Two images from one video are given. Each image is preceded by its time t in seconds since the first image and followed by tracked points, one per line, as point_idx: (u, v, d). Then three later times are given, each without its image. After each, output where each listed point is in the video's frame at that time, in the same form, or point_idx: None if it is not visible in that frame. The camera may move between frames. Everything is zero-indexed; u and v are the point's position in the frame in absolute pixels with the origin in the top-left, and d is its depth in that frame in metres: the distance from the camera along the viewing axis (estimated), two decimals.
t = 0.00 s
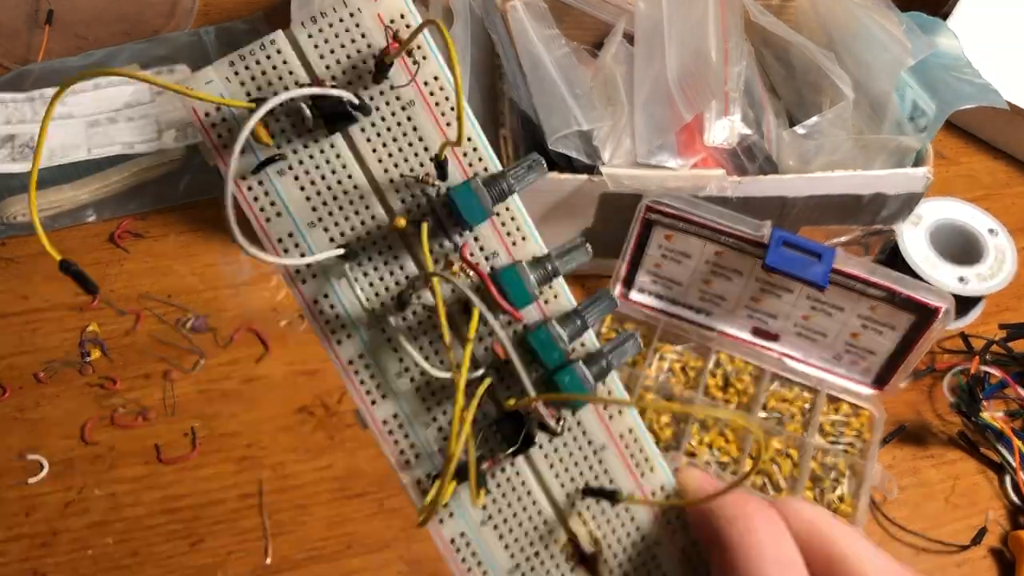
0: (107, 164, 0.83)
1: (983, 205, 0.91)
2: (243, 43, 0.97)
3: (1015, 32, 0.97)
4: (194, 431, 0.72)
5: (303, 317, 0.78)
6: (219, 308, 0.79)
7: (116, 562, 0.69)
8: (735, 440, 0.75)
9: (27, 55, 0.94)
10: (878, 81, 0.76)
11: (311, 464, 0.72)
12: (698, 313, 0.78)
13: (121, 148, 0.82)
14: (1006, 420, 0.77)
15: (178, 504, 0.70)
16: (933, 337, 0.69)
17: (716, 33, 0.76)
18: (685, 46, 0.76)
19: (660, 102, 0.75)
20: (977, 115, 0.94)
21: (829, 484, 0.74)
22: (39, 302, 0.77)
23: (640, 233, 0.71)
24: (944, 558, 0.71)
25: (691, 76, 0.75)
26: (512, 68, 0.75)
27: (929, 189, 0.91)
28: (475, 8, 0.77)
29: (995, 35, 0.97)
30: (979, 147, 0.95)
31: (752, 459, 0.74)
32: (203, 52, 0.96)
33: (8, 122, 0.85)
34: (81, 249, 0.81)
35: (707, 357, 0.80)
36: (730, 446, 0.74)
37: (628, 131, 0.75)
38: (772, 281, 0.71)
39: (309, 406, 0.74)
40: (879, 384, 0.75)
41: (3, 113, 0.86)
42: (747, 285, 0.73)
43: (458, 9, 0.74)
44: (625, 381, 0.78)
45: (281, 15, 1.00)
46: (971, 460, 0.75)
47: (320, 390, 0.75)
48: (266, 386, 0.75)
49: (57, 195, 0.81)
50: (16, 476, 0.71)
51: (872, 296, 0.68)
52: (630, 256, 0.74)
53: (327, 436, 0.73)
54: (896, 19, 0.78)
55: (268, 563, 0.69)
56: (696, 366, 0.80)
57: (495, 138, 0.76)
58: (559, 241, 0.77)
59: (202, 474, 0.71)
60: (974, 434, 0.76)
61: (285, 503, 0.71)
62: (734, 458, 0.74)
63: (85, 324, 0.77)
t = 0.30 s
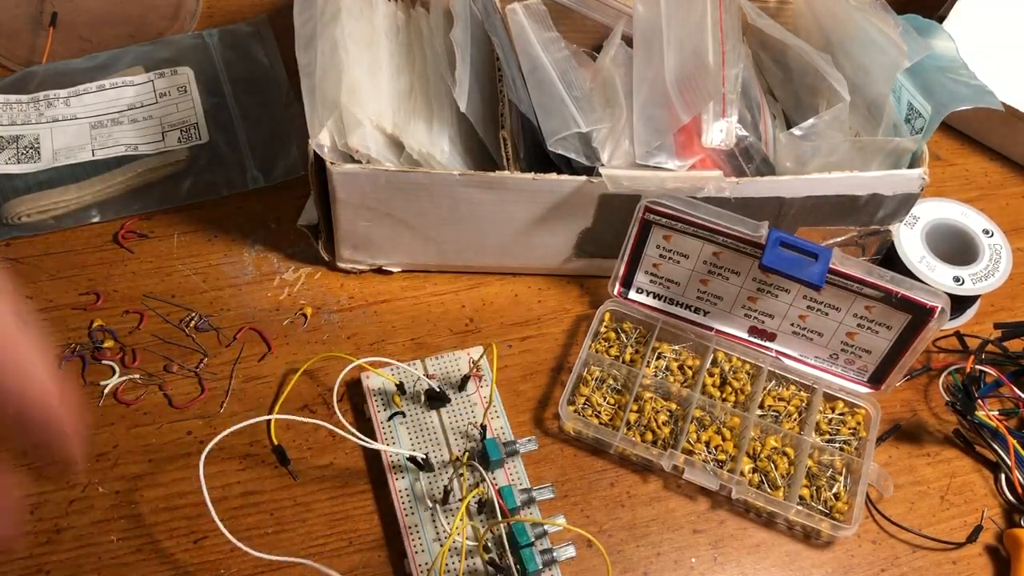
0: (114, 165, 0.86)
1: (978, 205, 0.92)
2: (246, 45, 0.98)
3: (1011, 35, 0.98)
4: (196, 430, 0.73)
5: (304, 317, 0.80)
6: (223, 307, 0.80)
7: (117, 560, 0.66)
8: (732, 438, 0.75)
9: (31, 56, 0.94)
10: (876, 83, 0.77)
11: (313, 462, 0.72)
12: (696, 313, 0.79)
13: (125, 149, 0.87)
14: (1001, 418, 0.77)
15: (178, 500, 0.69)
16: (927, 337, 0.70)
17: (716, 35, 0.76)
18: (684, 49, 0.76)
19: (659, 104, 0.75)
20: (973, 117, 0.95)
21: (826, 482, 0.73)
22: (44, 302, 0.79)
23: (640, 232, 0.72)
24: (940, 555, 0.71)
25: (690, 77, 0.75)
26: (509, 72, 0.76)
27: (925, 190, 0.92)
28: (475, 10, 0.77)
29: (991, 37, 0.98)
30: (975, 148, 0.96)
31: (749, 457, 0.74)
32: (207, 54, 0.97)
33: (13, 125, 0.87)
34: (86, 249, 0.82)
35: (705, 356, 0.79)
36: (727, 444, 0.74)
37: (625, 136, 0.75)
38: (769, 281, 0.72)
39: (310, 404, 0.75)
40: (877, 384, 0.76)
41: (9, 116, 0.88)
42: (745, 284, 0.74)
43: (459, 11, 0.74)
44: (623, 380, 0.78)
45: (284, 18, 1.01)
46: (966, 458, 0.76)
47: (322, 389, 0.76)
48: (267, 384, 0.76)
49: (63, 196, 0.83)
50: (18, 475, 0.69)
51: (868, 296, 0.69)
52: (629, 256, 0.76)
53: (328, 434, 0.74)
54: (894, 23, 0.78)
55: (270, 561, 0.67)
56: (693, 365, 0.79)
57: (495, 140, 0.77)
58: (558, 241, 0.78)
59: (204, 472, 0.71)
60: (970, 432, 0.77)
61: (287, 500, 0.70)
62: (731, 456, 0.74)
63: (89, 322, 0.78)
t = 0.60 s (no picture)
0: (114, 165, 0.86)
1: (978, 205, 0.92)
2: (246, 45, 0.98)
3: (1011, 34, 0.98)
4: (196, 430, 0.73)
5: (304, 317, 0.80)
6: (223, 307, 0.80)
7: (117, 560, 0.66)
8: (732, 438, 0.75)
9: (31, 56, 0.94)
10: (876, 83, 0.77)
11: (313, 462, 0.72)
12: (696, 313, 0.79)
13: (125, 149, 0.87)
14: (1001, 418, 0.77)
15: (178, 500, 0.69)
16: (927, 337, 0.70)
17: (715, 36, 0.76)
18: (684, 49, 0.76)
19: (659, 104, 0.75)
20: (973, 117, 0.95)
21: (826, 482, 0.73)
22: (44, 302, 0.79)
23: (640, 233, 0.72)
24: (940, 555, 0.71)
25: (690, 77, 0.75)
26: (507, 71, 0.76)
27: (925, 190, 0.92)
28: (475, 11, 0.77)
29: (991, 38, 0.98)
30: (975, 148, 0.96)
31: (749, 457, 0.74)
32: (206, 53, 0.97)
33: (13, 124, 0.87)
34: (85, 249, 0.82)
35: (705, 356, 0.79)
36: (727, 444, 0.74)
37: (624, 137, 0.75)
38: (769, 281, 0.72)
39: (310, 404, 0.75)
40: (877, 384, 0.76)
41: (9, 115, 0.88)
42: (745, 284, 0.74)
43: (459, 11, 0.74)
44: (623, 380, 0.78)
45: (284, 18, 1.01)
46: (966, 458, 0.76)
47: (322, 389, 0.76)
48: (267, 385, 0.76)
49: (63, 195, 0.84)
50: (18, 475, 0.69)
51: (868, 296, 0.69)
52: (629, 257, 0.76)
53: (328, 434, 0.74)
54: (893, 23, 0.78)
55: (270, 561, 0.67)
56: (693, 365, 0.79)
57: (495, 140, 0.77)
58: (558, 241, 0.78)
59: (204, 472, 0.71)
60: (970, 432, 0.77)
61: (287, 500, 0.70)
62: (731, 456, 0.74)
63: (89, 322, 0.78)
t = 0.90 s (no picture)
0: (114, 165, 0.86)
1: (978, 205, 0.92)
2: (244, 45, 0.98)
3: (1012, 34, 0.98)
4: (196, 430, 0.73)
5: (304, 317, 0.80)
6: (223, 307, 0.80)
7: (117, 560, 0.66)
8: (732, 438, 0.75)
9: (31, 56, 0.94)
10: (876, 83, 0.77)
11: (313, 462, 0.72)
12: (696, 313, 0.79)
13: (125, 148, 0.87)
14: (1001, 418, 0.77)
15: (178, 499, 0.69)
16: (927, 337, 0.70)
17: (715, 35, 0.76)
18: (684, 49, 0.76)
19: (659, 104, 0.75)
20: (973, 117, 0.95)
21: (826, 482, 0.73)
22: (44, 301, 0.78)
23: (640, 233, 0.73)
24: (940, 555, 0.71)
25: (690, 77, 0.75)
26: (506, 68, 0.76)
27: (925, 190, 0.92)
28: (475, 10, 0.77)
29: (992, 37, 0.98)
30: (975, 148, 0.96)
31: (749, 457, 0.74)
32: (206, 53, 0.97)
33: (12, 125, 0.87)
34: (85, 249, 0.82)
35: (705, 356, 0.79)
36: (727, 444, 0.74)
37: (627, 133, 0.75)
38: (769, 281, 0.72)
39: (310, 404, 0.75)
40: (877, 384, 0.76)
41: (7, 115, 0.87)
42: (745, 284, 0.74)
43: (458, 11, 0.74)
44: (623, 380, 0.78)
45: (284, 17, 1.01)
46: (966, 459, 0.76)
47: (322, 389, 0.76)
48: (267, 385, 0.76)
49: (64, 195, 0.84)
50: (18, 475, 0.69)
51: (868, 296, 0.69)
52: (629, 257, 0.76)
53: (327, 434, 0.74)
54: (893, 22, 0.78)
55: (270, 561, 0.67)
56: (693, 365, 0.79)
57: (495, 140, 0.77)
58: (558, 241, 0.78)
59: (204, 472, 0.71)
60: (970, 432, 0.77)
61: (286, 499, 0.70)
62: (731, 456, 0.74)
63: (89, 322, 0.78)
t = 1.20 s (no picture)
0: (120, 151, 0.88)
1: (978, 205, 0.92)
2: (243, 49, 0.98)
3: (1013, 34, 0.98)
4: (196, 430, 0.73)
5: (305, 317, 0.80)
6: (223, 306, 0.80)
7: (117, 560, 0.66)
8: (749, 396, 0.76)
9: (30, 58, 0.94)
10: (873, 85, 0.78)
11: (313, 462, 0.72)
12: (721, 276, 0.81)
13: (128, 134, 0.89)
14: (1001, 418, 0.77)
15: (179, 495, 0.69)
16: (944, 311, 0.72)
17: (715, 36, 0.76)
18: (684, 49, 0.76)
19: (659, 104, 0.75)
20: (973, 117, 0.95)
21: (838, 445, 0.74)
22: (44, 301, 0.78)
23: (672, 191, 0.75)
24: (940, 555, 0.71)
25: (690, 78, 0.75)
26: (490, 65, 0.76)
27: (925, 190, 0.92)
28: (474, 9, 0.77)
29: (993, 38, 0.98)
30: (974, 148, 0.96)
31: (764, 416, 0.75)
32: (197, 56, 0.97)
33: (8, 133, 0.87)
34: (86, 248, 0.82)
35: (727, 319, 0.81)
36: (743, 402, 0.76)
37: (627, 118, 0.74)
38: (795, 246, 0.74)
39: (310, 404, 0.75)
40: (894, 354, 0.77)
41: None
42: (770, 249, 0.75)
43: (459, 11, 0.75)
44: (646, 335, 0.80)
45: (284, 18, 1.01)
46: (966, 458, 0.76)
47: (322, 389, 0.76)
48: (267, 384, 0.76)
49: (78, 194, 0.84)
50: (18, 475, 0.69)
51: (889, 265, 0.70)
52: (660, 215, 0.78)
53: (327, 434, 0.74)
54: (877, 12, 0.79)
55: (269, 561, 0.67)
56: (715, 326, 0.80)
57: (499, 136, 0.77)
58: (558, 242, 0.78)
59: (204, 472, 0.71)
60: (969, 432, 0.77)
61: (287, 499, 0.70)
62: (746, 413, 0.75)
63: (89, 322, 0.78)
